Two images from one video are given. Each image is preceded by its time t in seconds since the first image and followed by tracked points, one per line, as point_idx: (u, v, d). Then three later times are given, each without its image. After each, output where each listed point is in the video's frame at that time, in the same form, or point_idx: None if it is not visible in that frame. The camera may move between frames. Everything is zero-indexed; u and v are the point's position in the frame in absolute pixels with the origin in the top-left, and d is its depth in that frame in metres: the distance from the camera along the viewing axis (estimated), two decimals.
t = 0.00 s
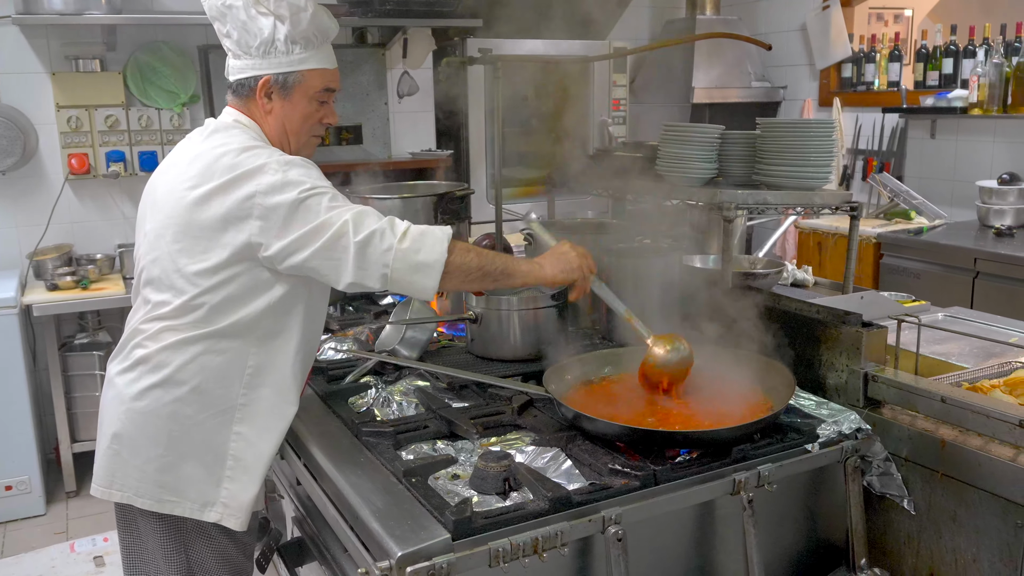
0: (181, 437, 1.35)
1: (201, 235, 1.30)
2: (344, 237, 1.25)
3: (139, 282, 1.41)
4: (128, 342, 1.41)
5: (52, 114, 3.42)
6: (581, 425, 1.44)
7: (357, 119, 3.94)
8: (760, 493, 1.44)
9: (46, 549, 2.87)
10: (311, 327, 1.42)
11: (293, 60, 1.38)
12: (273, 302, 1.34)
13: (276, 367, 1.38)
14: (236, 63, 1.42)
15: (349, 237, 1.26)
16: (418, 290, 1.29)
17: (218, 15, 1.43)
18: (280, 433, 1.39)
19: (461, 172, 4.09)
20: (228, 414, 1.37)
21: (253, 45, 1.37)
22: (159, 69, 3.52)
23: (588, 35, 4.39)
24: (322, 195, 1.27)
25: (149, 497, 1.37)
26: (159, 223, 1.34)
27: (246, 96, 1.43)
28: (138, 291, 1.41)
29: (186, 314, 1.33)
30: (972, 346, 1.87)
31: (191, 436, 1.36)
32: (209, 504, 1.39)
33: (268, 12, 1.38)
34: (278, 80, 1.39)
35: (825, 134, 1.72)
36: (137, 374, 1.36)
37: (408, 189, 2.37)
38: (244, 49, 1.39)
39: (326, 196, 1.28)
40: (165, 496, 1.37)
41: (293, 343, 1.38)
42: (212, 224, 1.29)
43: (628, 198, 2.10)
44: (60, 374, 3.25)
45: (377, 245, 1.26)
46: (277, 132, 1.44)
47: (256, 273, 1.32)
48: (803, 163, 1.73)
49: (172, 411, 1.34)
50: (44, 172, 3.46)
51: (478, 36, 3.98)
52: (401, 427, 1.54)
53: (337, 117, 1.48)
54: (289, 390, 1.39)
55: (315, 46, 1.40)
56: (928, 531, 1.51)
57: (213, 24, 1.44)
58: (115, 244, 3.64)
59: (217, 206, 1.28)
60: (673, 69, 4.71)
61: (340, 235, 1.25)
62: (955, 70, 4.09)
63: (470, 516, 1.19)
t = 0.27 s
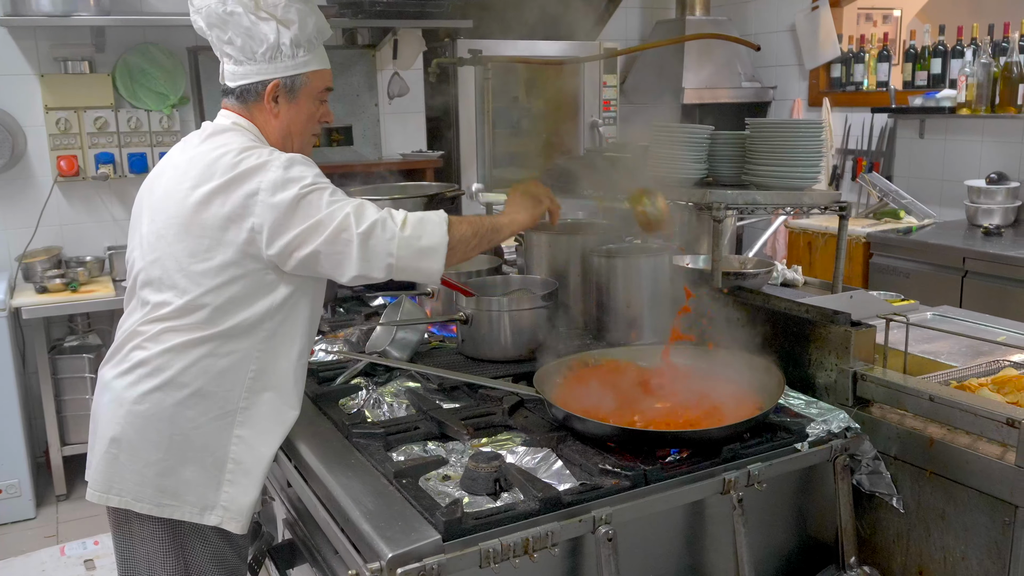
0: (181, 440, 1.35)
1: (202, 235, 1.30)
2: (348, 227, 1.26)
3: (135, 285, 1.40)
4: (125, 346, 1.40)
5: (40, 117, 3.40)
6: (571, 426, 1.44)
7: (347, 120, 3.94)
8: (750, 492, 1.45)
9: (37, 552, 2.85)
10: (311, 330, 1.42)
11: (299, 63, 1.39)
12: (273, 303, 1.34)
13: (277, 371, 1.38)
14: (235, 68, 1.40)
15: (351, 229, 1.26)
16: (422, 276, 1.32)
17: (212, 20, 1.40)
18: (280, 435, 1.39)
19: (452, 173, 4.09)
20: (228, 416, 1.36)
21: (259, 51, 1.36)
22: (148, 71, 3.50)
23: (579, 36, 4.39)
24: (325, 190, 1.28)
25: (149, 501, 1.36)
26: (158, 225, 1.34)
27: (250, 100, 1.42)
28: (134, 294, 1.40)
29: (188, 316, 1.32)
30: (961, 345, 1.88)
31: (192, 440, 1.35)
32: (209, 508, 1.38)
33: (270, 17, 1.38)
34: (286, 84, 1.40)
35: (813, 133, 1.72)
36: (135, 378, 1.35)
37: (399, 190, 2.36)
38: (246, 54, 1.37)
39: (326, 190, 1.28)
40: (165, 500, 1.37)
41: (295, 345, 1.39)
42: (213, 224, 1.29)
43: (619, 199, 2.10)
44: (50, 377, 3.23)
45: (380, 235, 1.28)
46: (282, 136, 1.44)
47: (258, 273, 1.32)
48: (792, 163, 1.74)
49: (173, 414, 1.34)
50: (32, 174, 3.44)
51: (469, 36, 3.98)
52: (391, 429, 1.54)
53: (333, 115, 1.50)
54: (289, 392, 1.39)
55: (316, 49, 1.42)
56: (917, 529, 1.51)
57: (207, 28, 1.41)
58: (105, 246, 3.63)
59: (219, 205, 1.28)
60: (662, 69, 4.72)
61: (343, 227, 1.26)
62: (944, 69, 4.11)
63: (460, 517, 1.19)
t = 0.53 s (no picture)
0: (201, 422, 1.35)
1: (228, 223, 1.33)
2: (388, 202, 1.42)
3: (139, 282, 1.38)
4: (130, 344, 1.38)
5: (30, 119, 3.39)
6: (563, 428, 1.44)
7: (338, 122, 3.93)
8: (741, 493, 1.45)
9: (28, 555, 2.83)
10: (314, 308, 1.46)
11: (295, 66, 1.42)
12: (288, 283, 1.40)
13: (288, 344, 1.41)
14: (233, 76, 1.40)
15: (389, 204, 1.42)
16: (444, 238, 1.54)
17: (207, 30, 1.39)
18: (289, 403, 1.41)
19: (444, 175, 4.09)
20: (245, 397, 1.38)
21: (258, 58, 1.37)
22: (138, 72, 3.49)
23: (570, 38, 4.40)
24: (353, 170, 1.40)
25: (176, 487, 1.36)
26: (172, 218, 1.34)
27: (251, 105, 1.41)
28: (137, 292, 1.38)
29: (206, 302, 1.34)
30: (951, 346, 1.89)
31: (212, 422, 1.36)
32: (235, 484, 1.39)
33: (264, 23, 1.40)
34: (286, 87, 1.43)
35: (803, 135, 1.73)
36: (150, 371, 1.34)
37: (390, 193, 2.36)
38: (245, 61, 1.38)
39: (354, 172, 1.41)
40: (193, 482, 1.37)
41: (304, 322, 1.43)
42: (241, 210, 1.33)
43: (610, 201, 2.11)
44: (40, 380, 3.22)
45: (416, 204, 1.47)
46: (283, 138, 1.46)
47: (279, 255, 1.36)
48: (781, 165, 1.74)
49: (195, 398, 1.34)
50: (21, 176, 3.43)
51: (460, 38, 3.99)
52: (383, 431, 1.54)
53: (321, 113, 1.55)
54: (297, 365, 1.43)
55: (306, 50, 1.46)
56: (907, 529, 1.52)
57: (200, 38, 1.39)
58: (95, 249, 3.61)
59: (247, 192, 1.32)
60: (654, 71, 4.72)
61: (382, 202, 1.41)
62: (933, 72, 4.14)
63: (452, 519, 1.19)
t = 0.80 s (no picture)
0: (210, 419, 1.35)
1: (240, 222, 1.33)
2: (388, 216, 1.44)
3: (146, 281, 1.37)
4: (138, 343, 1.37)
5: (23, 121, 3.38)
6: (558, 429, 1.44)
7: (333, 124, 3.93)
8: (736, 495, 1.45)
9: (22, 559, 2.82)
10: (316, 307, 1.48)
11: (292, 71, 1.42)
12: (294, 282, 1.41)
13: (293, 342, 1.42)
14: (231, 82, 1.39)
15: (392, 214, 1.44)
16: (433, 253, 1.53)
17: (205, 38, 1.38)
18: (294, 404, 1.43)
19: (438, 176, 4.08)
20: (252, 394, 1.39)
21: (258, 63, 1.37)
22: (131, 74, 3.48)
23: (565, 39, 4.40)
24: (358, 181, 1.42)
25: (186, 484, 1.36)
26: (181, 217, 1.34)
27: (251, 110, 1.42)
28: (143, 291, 1.38)
29: (217, 300, 1.34)
30: (945, 347, 1.89)
31: (220, 419, 1.36)
32: (244, 480, 1.40)
33: (261, 29, 1.40)
34: (284, 91, 1.44)
35: (797, 137, 1.74)
36: (159, 370, 1.33)
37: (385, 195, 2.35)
38: (244, 67, 1.37)
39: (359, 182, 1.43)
40: (201, 479, 1.36)
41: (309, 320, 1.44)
42: (252, 210, 1.33)
43: (605, 202, 2.11)
44: (33, 382, 3.20)
45: (415, 219, 1.48)
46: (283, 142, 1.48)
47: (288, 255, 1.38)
48: (776, 166, 1.75)
49: (205, 396, 1.34)
50: (14, 178, 3.42)
51: (455, 40, 3.99)
52: (378, 433, 1.54)
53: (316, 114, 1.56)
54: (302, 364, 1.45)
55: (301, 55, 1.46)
56: (902, 529, 1.52)
57: (199, 45, 1.39)
58: (89, 251, 3.60)
59: (260, 192, 1.34)
60: (648, 73, 4.73)
61: (386, 211, 1.43)
62: (926, 73, 4.14)
63: (448, 521, 1.19)
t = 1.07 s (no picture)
0: (195, 425, 1.35)
1: (224, 227, 1.33)
2: (378, 223, 1.42)
3: (135, 285, 1.38)
4: (126, 346, 1.37)
5: (19, 122, 3.37)
6: (555, 430, 1.44)
7: (329, 125, 3.93)
8: (733, 495, 1.45)
9: (17, 560, 2.81)
10: (308, 312, 1.47)
11: (286, 69, 1.41)
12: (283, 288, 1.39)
13: (281, 348, 1.41)
14: (224, 79, 1.39)
15: (381, 220, 1.43)
16: (430, 257, 1.54)
17: (198, 34, 1.39)
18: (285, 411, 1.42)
19: (434, 177, 4.08)
20: (239, 400, 1.38)
21: (250, 60, 1.37)
22: (128, 74, 3.48)
23: (561, 40, 4.41)
24: (348, 186, 1.40)
25: (170, 491, 1.35)
26: (167, 221, 1.34)
27: (243, 108, 1.42)
28: (133, 295, 1.38)
29: (201, 306, 1.33)
30: (940, 347, 1.90)
31: (206, 425, 1.35)
32: (228, 488, 1.38)
33: (255, 26, 1.40)
34: (277, 89, 1.42)
35: (793, 138, 1.74)
36: (145, 375, 1.33)
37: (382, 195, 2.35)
38: (235, 65, 1.37)
39: (349, 186, 1.41)
40: (185, 486, 1.36)
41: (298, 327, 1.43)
42: (236, 215, 1.32)
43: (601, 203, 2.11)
44: (29, 383, 3.20)
45: (406, 226, 1.47)
46: (275, 141, 1.46)
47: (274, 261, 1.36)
48: (772, 167, 1.75)
49: (189, 402, 1.34)
50: (10, 178, 3.41)
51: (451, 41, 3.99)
52: (375, 434, 1.54)
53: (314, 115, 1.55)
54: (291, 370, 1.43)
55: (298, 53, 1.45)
56: (897, 530, 1.53)
57: (192, 42, 1.40)
58: (85, 251, 3.59)
59: (243, 197, 1.32)
60: (644, 74, 4.74)
61: (376, 218, 1.42)
62: (921, 75, 4.17)
63: (445, 522, 1.19)
